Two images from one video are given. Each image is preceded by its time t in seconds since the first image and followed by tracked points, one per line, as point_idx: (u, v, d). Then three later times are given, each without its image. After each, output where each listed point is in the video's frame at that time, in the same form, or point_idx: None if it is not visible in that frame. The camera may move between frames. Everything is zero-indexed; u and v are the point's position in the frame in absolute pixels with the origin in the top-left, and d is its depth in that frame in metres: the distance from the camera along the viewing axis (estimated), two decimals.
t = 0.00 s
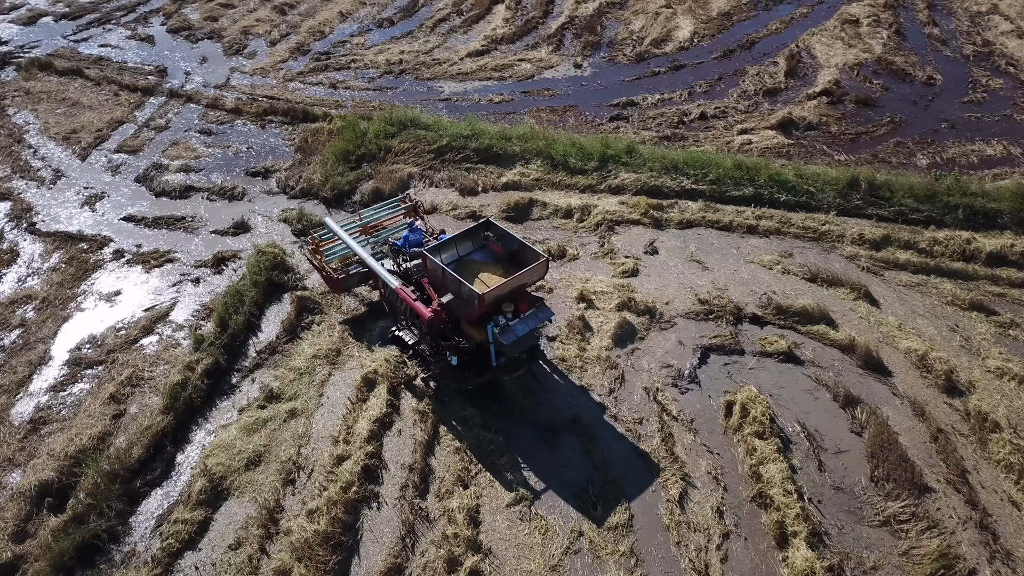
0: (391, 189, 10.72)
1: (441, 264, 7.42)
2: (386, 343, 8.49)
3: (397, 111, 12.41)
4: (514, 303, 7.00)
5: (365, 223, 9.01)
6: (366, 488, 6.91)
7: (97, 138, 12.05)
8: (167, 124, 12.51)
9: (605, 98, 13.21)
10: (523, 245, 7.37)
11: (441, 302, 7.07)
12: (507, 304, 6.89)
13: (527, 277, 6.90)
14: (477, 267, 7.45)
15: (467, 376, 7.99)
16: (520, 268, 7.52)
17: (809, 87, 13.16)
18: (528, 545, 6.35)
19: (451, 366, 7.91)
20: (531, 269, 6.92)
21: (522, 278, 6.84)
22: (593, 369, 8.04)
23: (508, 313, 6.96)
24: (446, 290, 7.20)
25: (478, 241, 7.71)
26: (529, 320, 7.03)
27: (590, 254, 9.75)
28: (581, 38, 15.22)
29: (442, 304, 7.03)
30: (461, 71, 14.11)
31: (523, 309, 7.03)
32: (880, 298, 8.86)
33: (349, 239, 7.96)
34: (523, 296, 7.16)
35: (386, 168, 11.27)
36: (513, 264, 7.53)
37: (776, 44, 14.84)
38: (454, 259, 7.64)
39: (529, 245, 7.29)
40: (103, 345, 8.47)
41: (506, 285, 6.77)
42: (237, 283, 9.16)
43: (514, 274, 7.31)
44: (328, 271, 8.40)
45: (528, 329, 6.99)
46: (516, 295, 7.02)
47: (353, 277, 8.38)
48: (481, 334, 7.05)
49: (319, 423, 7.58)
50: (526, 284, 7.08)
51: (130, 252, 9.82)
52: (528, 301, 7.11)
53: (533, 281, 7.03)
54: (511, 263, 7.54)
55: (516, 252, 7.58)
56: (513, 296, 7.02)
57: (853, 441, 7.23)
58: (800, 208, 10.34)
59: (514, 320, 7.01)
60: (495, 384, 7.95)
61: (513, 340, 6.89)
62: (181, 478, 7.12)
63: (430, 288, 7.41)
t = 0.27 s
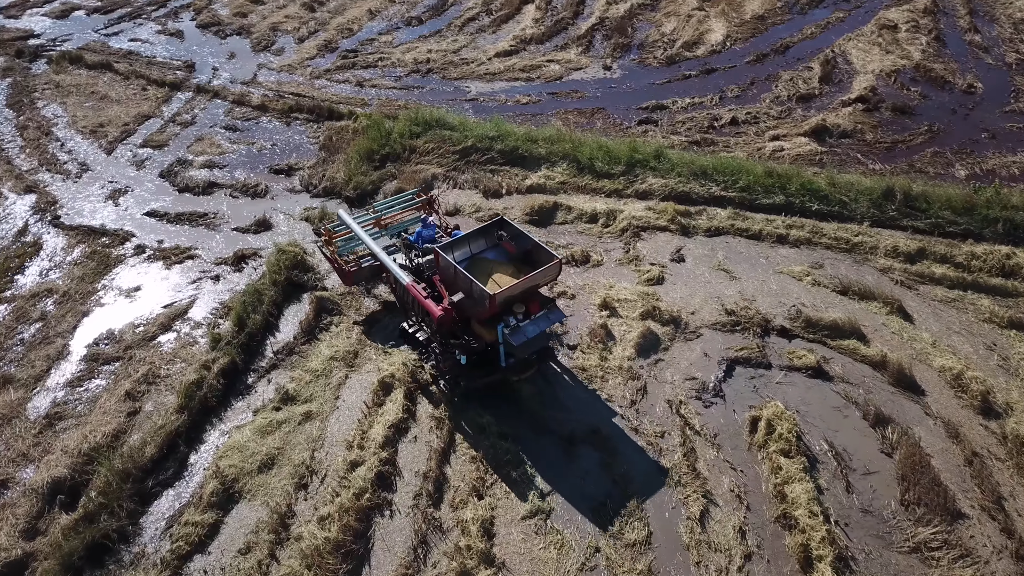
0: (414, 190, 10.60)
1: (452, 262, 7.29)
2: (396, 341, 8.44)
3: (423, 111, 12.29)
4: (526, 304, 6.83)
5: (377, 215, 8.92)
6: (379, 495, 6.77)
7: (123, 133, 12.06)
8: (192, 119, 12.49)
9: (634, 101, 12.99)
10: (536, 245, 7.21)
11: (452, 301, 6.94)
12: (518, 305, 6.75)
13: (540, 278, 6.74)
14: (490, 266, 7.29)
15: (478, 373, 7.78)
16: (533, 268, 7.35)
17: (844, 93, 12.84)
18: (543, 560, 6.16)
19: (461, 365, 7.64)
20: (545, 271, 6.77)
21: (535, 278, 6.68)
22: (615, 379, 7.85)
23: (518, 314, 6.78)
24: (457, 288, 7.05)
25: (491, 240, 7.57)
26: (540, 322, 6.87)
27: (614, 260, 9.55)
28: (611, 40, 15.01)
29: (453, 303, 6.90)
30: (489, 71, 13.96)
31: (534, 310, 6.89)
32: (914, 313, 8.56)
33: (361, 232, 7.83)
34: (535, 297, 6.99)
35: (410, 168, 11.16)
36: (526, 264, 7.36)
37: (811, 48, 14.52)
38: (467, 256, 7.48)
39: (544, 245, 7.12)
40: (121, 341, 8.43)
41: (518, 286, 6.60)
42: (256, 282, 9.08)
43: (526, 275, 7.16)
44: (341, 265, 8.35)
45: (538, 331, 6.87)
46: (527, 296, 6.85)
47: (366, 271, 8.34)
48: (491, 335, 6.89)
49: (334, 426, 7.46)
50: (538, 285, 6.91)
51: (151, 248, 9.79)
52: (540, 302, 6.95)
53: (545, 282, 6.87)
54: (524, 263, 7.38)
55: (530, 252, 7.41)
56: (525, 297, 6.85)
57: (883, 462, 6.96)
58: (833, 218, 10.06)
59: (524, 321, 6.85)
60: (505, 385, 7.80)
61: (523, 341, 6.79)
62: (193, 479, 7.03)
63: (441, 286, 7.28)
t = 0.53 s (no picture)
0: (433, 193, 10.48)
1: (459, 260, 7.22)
2: (404, 341, 8.38)
3: (444, 112, 12.17)
4: (532, 304, 6.77)
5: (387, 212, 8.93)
6: (389, 505, 6.64)
7: (144, 129, 12.05)
8: (214, 117, 12.47)
9: (659, 106, 12.79)
10: (545, 244, 7.11)
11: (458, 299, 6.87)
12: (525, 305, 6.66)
13: (548, 278, 6.64)
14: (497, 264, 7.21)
15: (482, 372, 7.90)
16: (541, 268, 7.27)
17: (874, 101, 12.54)
18: None
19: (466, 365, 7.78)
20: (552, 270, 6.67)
21: (542, 279, 6.59)
22: (632, 392, 7.67)
23: (525, 314, 6.71)
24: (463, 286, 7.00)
25: (499, 238, 7.48)
26: (547, 322, 6.77)
27: (634, 268, 9.37)
28: (637, 42, 14.80)
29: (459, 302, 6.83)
30: (512, 72, 13.82)
31: (540, 310, 6.77)
32: (944, 329, 8.29)
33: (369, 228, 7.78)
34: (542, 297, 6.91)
35: (429, 170, 11.04)
36: (534, 263, 7.29)
37: (840, 54, 14.23)
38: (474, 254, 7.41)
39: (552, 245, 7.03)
40: (135, 340, 8.38)
41: (524, 286, 6.53)
42: (271, 283, 9.00)
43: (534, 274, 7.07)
44: (348, 260, 8.34)
45: (545, 331, 6.71)
46: (534, 296, 6.77)
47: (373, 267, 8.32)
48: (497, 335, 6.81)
49: (345, 433, 7.35)
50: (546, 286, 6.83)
51: (168, 246, 9.75)
52: (547, 302, 6.85)
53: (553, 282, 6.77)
54: (532, 262, 7.30)
55: (538, 251, 7.32)
56: (531, 297, 6.77)
57: (909, 483, 6.71)
58: (860, 228, 9.80)
59: (531, 321, 6.76)
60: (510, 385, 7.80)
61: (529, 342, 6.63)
62: (202, 483, 6.95)
63: (448, 284, 7.22)
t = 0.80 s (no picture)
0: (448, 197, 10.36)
1: (465, 260, 7.31)
2: (409, 341, 8.35)
3: (462, 115, 12.05)
4: (536, 306, 6.84)
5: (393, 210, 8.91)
6: (396, 517, 6.52)
7: (161, 128, 12.03)
8: (231, 117, 12.42)
9: (680, 111, 12.60)
10: (550, 246, 7.18)
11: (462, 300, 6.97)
12: (529, 307, 6.73)
13: (553, 281, 6.69)
14: (503, 264, 7.28)
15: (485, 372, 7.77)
16: (546, 269, 7.33)
17: (901, 109, 12.28)
18: None
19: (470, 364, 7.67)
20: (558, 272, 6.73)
21: (547, 281, 6.66)
22: (646, 405, 7.50)
23: (529, 316, 6.79)
24: (468, 286, 7.09)
25: (505, 239, 7.57)
26: (551, 323, 6.84)
27: (652, 277, 9.20)
28: (659, 46, 14.61)
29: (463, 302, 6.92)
30: (531, 75, 13.68)
31: (545, 312, 6.85)
32: (970, 346, 8.04)
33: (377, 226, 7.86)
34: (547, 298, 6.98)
35: (445, 174, 10.93)
36: (539, 264, 7.36)
37: (866, 60, 13.97)
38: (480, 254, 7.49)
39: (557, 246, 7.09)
40: (146, 342, 8.32)
41: (529, 288, 6.59)
42: (284, 287, 8.92)
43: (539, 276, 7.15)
44: (354, 256, 8.27)
45: (550, 333, 6.78)
46: (539, 298, 6.85)
47: (380, 263, 8.24)
48: (501, 335, 6.90)
49: (354, 441, 7.24)
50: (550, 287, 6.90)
51: (181, 247, 9.70)
52: (551, 305, 6.92)
53: (557, 285, 6.85)
54: (538, 263, 7.37)
55: (543, 253, 7.41)
56: (536, 299, 6.85)
57: (931, 507, 6.48)
58: (884, 240, 9.56)
59: (535, 323, 6.83)
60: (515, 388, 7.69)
61: (533, 344, 6.73)
62: (208, 490, 6.86)
63: (453, 283, 7.31)
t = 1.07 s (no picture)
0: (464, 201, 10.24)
1: (471, 260, 7.26)
2: (416, 341, 8.34)
3: (480, 118, 11.93)
4: (541, 307, 6.75)
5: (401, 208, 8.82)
6: (403, 529, 6.39)
7: (178, 127, 12.00)
8: (248, 116, 12.37)
9: (701, 116, 12.40)
10: (557, 248, 7.10)
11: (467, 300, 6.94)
12: (534, 308, 6.66)
13: (558, 282, 6.61)
14: (510, 266, 7.20)
15: (488, 373, 7.77)
16: (553, 270, 7.25)
17: (928, 117, 12.00)
18: None
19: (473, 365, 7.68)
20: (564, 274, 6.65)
21: (552, 282, 6.56)
22: (661, 419, 7.33)
23: (533, 317, 6.70)
24: (474, 287, 7.01)
25: (512, 239, 7.51)
26: (556, 325, 6.75)
27: (669, 286, 9.02)
28: (681, 50, 14.41)
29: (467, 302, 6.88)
30: (551, 78, 13.54)
31: (550, 314, 6.74)
32: (997, 364, 7.79)
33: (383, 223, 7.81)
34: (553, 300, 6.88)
35: (461, 178, 10.82)
36: (546, 266, 7.28)
37: (893, 67, 13.69)
38: (486, 254, 7.42)
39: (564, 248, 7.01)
40: (156, 344, 8.26)
41: (534, 289, 6.51)
42: (296, 290, 8.84)
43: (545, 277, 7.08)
44: (361, 253, 8.21)
45: (555, 335, 6.67)
46: (544, 299, 6.75)
47: (387, 261, 8.18)
48: (505, 337, 6.81)
49: (362, 450, 7.13)
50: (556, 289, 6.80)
51: (195, 247, 9.65)
52: (557, 306, 6.83)
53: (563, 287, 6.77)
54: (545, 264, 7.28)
55: (551, 254, 7.32)
56: (541, 300, 6.75)
57: (955, 531, 6.25)
58: (909, 252, 9.31)
59: (540, 324, 6.73)
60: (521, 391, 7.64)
61: (537, 345, 6.63)
62: (213, 496, 6.77)
63: (458, 283, 7.26)
